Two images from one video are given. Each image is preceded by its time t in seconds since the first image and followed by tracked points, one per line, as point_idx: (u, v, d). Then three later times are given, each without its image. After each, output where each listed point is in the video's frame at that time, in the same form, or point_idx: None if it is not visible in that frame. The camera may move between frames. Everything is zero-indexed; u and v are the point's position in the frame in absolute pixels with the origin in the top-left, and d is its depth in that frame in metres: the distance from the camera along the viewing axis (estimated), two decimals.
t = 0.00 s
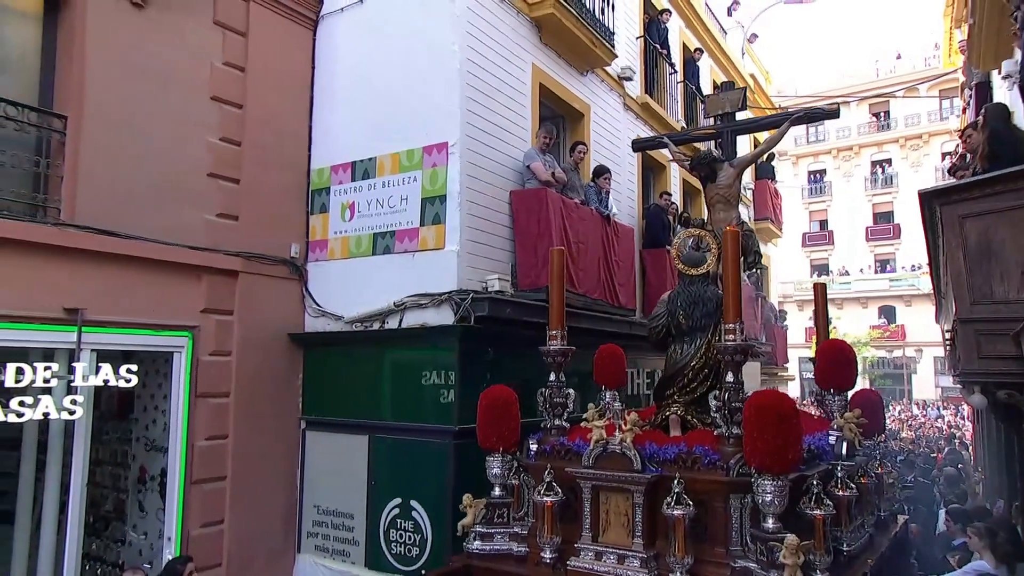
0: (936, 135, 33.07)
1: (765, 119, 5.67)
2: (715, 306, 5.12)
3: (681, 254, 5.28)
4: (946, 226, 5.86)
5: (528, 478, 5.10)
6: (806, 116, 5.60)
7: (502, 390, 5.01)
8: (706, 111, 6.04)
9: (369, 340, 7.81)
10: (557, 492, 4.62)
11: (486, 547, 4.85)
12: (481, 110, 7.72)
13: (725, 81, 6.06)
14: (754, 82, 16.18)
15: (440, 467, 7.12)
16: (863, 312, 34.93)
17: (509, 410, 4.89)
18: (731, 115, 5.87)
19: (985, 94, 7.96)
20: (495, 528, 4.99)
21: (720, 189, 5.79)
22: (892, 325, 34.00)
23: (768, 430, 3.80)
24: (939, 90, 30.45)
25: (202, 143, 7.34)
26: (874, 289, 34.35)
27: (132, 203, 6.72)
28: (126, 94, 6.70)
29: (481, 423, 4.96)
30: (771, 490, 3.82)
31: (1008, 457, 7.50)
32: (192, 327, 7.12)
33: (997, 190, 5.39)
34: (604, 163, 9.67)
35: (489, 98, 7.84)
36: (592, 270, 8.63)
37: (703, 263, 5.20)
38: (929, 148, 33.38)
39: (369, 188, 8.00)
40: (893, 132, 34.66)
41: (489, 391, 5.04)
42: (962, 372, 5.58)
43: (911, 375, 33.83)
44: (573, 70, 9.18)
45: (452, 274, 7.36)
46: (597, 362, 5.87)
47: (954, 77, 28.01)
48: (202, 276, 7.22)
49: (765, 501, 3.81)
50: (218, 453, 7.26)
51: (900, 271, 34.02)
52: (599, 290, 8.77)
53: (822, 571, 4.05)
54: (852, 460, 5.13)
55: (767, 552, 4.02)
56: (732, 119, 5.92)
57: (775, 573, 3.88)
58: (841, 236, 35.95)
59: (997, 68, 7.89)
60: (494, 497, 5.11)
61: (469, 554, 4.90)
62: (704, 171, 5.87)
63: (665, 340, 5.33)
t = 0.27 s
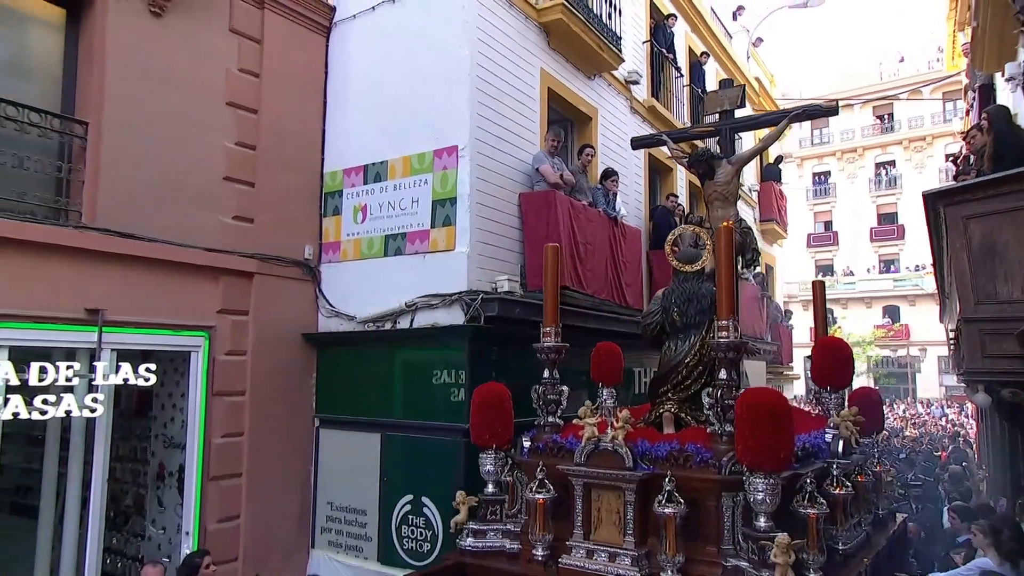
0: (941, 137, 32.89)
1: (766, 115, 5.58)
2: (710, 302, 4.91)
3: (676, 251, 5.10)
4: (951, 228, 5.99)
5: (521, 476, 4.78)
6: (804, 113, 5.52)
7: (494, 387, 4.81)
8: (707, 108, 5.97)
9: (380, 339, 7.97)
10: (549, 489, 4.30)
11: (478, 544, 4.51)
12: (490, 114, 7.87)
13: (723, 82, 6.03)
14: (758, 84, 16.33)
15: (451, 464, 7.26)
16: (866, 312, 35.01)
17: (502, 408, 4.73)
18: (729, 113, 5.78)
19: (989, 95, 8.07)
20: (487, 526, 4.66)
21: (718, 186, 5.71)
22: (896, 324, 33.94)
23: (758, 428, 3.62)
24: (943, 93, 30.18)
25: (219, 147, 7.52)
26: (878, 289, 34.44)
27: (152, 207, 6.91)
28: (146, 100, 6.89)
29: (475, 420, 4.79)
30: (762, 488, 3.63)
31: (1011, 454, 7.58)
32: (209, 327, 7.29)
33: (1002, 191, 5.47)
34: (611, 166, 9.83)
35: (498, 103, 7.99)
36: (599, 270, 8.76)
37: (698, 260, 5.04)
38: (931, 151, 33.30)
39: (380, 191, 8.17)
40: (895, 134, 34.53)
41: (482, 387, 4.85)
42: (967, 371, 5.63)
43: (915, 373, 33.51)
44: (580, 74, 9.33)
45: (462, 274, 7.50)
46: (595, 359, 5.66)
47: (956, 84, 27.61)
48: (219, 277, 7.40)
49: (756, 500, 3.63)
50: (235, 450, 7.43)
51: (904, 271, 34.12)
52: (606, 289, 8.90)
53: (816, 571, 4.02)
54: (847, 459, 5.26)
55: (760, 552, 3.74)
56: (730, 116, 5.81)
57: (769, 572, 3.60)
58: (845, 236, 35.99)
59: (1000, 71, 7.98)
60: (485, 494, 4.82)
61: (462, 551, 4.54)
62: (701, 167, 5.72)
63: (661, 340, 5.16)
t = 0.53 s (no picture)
0: (946, 138, 33.10)
1: (768, 112, 5.66)
2: (708, 300, 5.04)
3: (675, 251, 5.23)
4: (958, 228, 6.09)
5: (519, 475, 4.74)
6: (804, 109, 5.58)
7: (494, 387, 4.77)
8: (705, 107, 6.22)
9: (395, 339, 8.14)
10: (547, 489, 4.26)
11: (478, 545, 4.47)
12: (503, 118, 8.02)
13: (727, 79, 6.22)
14: (766, 88, 16.48)
15: (464, 462, 7.42)
16: (874, 312, 34.87)
17: (500, 408, 4.68)
18: (728, 110, 5.94)
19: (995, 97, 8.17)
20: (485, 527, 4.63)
21: (717, 184, 5.91)
22: (903, 324, 33.80)
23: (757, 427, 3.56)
24: (948, 95, 30.24)
25: (238, 153, 7.74)
26: (885, 288, 34.28)
27: (174, 211, 7.11)
28: (169, 107, 7.10)
29: (473, 419, 4.72)
30: (762, 489, 3.56)
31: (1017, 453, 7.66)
32: (228, 328, 7.49)
33: (1009, 191, 5.55)
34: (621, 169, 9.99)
35: (510, 107, 8.14)
36: (609, 271, 8.89)
37: (695, 259, 5.16)
38: (940, 151, 33.37)
39: (394, 194, 8.34)
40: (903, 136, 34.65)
41: (480, 386, 4.81)
42: (974, 370, 5.72)
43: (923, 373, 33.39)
44: (591, 78, 9.49)
45: (475, 275, 7.65)
46: (597, 359, 5.69)
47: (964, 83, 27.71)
48: (238, 280, 7.60)
49: (756, 501, 3.55)
50: (254, 447, 7.62)
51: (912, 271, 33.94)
52: (616, 290, 9.03)
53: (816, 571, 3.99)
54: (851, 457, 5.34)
55: (758, 553, 3.73)
56: (730, 114, 5.94)
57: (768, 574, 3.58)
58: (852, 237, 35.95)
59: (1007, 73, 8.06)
60: (483, 494, 4.77)
61: (460, 552, 4.50)
62: (700, 167, 5.86)
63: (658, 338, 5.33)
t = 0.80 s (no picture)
0: (953, 139, 32.94)
1: (773, 111, 5.61)
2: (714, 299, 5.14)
3: (681, 250, 5.35)
4: (966, 228, 6.17)
5: (522, 478, 4.85)
6: (812, 108, 5.41)
7: (497, 388, 4.89)
8: (712, 105, 6.07)
9: (409, 339, 8.31)
10: (550, 492, 4.35)
11: (480, 548, 4.58)
12: (514, 122, 8.17)
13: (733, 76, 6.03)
14: (773, 91, 16.59)
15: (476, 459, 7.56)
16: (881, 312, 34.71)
17: (503, 410, 4.79)
18: (737, 109, 5.80)
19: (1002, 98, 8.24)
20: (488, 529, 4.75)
21: (724, 183, 5.79)
22: (911, 324, 33.54)
23: (764, 430, 3.59)
24: (955, 96, 30.28)
25: (256, 157, 7.93)
26: (892, 288, 34.16)
27: (194, 214, 7.31)
28: (189, 113, 7.30)
29: (476, 420, 4.86)
30: (768, 494, 3.60)
31: None
32: (246, 328, 7.69)
33: (1015, 191, 5.62)
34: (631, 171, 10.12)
35: (521, 111, 8.29)
36: (619, 272, 9.01)
37: (701, 259, 5.26)
38: (947, 153, 33.21)
39: (408, 197, 8.51)
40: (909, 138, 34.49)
41: (482, 388, 4.94)
42: (981, 369, 5.78)
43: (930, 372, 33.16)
44: (600, 82, 9.63)
45: (487, 276, 7.79)
46: (603, 359, 5.84)
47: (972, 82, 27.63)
48: (255, 281, 7.80)
49: (762, 505, 3.59)
50: (271, 444, 7.80)
51: (919, 271, 33.85)
52: (625, 291, 9.16)
53: None
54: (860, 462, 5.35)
55: (765, 560, 3.72)
56: (738, 113, 5.80)
57: None
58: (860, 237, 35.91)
59: (1013, 75, 8.12)
60: (487, 496, 4.90)
61: (462, 555, 4.61)
62: (707, 166, 5.87)
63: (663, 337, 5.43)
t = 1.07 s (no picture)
0: (960, 140, 32.58)
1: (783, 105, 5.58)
2: (721, 295, 5.24)
3: (687, 245, 5.47)
4: (973, 228, 6.25)
5: (526, 476, 4.99)
6: (822, 102, 5.37)
7: (500, 386, 5.03)
8: (720, 98, 5.98)
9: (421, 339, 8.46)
10: (553, 492, 4.47)
11: (482, 546, 4.74)
12: (525, 126, 8.31)
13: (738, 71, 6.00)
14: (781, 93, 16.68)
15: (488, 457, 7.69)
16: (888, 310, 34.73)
17: (503, 407, 4.91)
18: (745, 104, 5.78)
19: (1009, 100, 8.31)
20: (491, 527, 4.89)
21: (732, 178, 5.86)
22: (918, 324, 33.75)
23: (772, 429, 3.57)
24: (963, 98, 30.16)
25: (272, 161, 8.12)
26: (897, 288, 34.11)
27: (213, 218, 7.50)
28: (208, 119, 7.49)
29: (479, 419, 4.98)
30: (777, 495, 3.59)
31: None
32: (263, 328, 7.87)
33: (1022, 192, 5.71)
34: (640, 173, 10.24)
35: (532, 114, 8.43)
36: (629, 273, 9.12)
37: (707, 254, 5.37)
38: (953, 154, 33.01)
39: (421, 199, 8.67)
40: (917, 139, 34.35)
41: (485, 387, 5.07)
42: (990, 368, 5.88)
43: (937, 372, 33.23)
44: (610, 86, 9.77)
45: (498, 277, 7.93)
46: (609, 356, 5.98)
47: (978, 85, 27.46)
48: (272, 282, 7.98)
49: (770, 507, 3.58)
50: (288, 442, 7.98)
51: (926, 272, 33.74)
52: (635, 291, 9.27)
53: None
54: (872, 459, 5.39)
55: (772, 562, 3.77)
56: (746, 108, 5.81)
57: None
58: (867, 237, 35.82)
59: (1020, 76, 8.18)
60: (490, 495, 5.01)
61: (465, 554, 4.73)
62: (715, 160, 5.95)
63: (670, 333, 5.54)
